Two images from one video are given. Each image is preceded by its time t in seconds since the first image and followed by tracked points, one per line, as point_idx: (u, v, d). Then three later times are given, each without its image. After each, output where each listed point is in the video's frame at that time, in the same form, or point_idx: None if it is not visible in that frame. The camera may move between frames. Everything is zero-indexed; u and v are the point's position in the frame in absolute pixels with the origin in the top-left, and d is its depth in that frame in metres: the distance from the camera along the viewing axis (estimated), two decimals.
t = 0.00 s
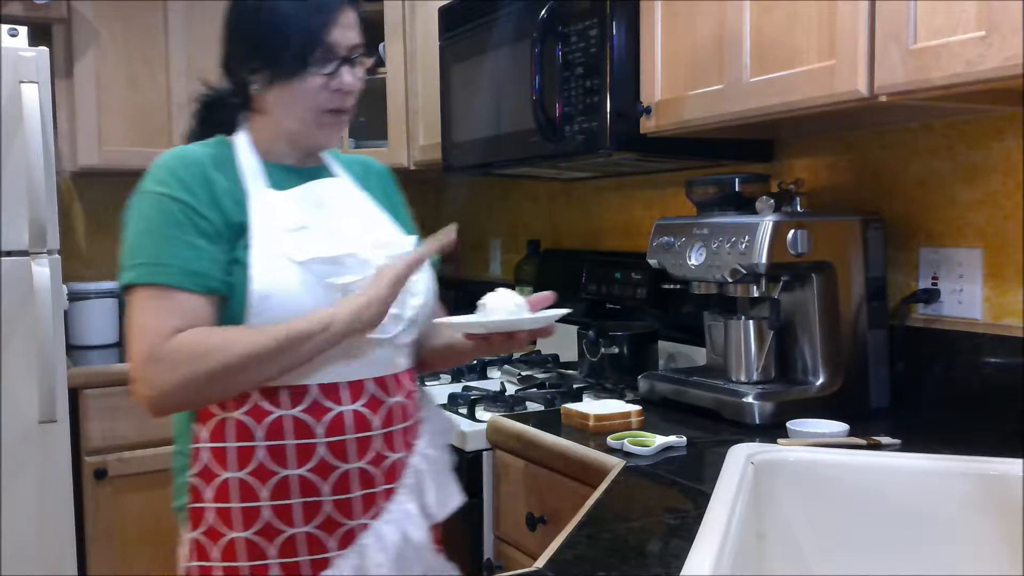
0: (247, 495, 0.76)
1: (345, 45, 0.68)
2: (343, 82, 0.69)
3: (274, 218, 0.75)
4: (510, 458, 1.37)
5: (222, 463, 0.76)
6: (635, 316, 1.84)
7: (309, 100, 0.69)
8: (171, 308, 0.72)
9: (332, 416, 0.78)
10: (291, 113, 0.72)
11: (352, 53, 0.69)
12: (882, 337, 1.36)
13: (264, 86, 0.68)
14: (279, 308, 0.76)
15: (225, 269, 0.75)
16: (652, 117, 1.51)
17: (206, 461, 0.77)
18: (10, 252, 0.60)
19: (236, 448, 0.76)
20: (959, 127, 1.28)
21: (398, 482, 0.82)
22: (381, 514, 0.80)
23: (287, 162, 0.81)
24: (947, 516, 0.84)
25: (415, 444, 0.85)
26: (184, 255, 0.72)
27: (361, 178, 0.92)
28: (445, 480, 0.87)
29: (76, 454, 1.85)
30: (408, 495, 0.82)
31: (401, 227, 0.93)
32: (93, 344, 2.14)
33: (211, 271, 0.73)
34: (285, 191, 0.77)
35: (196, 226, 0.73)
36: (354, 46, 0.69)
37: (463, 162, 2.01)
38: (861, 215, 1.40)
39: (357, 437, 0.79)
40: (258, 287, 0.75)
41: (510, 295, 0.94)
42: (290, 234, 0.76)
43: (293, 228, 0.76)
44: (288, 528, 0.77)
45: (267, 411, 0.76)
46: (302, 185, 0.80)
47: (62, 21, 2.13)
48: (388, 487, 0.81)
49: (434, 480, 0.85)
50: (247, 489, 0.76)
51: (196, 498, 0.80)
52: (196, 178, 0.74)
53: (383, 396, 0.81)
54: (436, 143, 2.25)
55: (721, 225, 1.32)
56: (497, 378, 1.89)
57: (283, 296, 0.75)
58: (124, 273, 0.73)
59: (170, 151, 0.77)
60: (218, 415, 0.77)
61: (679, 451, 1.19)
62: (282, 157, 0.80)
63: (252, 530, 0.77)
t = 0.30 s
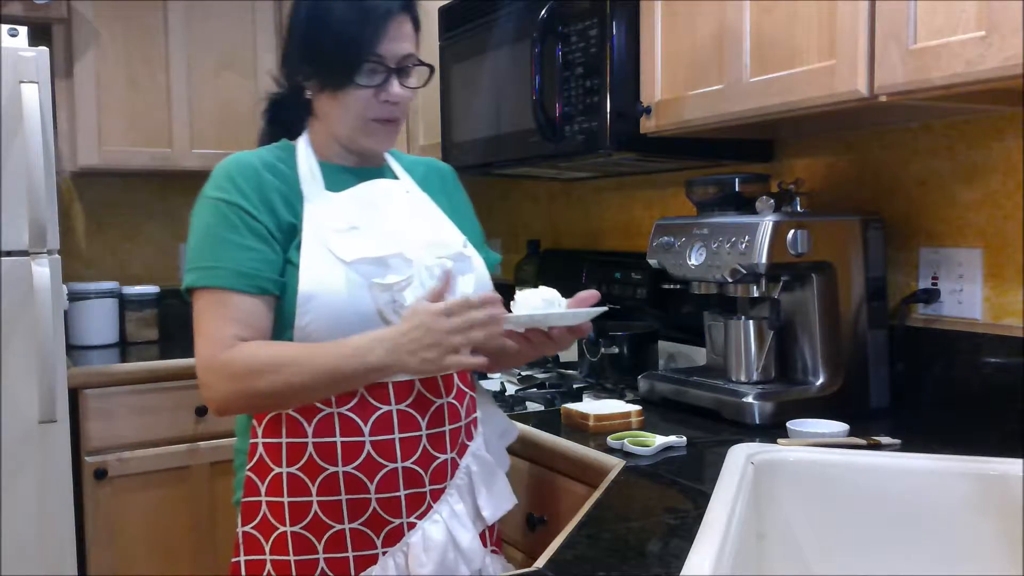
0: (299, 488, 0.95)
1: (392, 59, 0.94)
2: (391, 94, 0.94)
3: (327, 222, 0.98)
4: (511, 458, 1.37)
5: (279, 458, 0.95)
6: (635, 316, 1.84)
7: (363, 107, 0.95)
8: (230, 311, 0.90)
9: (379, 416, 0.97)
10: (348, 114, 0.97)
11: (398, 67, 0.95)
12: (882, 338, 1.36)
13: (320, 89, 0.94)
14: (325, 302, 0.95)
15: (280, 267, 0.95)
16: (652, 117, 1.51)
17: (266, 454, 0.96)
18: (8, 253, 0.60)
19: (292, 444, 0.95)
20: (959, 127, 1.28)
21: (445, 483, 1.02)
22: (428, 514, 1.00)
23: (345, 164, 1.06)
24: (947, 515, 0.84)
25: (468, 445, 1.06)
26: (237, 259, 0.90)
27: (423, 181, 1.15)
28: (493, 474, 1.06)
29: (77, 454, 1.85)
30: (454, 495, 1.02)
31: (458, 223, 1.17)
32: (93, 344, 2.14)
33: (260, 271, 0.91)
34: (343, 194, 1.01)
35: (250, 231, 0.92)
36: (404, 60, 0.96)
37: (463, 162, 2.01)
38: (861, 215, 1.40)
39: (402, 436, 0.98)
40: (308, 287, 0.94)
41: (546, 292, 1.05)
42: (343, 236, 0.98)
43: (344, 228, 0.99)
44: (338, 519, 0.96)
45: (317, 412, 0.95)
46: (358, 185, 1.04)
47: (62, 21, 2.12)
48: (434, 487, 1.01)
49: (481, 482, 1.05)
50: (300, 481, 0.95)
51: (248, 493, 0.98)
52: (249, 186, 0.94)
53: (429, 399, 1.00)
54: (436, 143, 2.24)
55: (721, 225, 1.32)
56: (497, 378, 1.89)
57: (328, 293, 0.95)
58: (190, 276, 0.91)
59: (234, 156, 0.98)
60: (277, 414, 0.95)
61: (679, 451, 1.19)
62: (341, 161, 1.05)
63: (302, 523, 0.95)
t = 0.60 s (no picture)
0: (303, 482, 0.97)
1: (420, 59, 0.95)
2: (415, 94, 0.95)
3: (341, 222, 0.99)
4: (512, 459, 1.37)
5: (285, 451, 0.97)
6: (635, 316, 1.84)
7: (387, 106, 0.96)
8: (239, 307, 0.92)
9: (383, 417, 0.97)
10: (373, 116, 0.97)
11: (426, 68, 0.95)
12: (882, 337, 1.36)
13: (345, 88, 0.95)
14: (333, 302, 0.95)
15: (293, 267, 0.97)
16: (652, 117, 1.51)
17: (274, 445, 0.99)
18: (6, 253, 0.60)
19: (299, 438, 0.97)
20: (959, 127, 1.28)
21: (447, 487, 1.03)
22: (426, 516, 1.01)
23: (371, 164, 1.07)
24: (947, 515, 0.84)
25: (474, 449, 1.07)
26: (249, 256, 0.92)
27: (448, 185, 1.15)
28: (497, 481, 1.08)
29: (77, 454, 1.85)
30: (455, 499, 1.03)
31: (481, 228, 1.16)
32: (92, 344, 2.14)
33: (270, 270, 0.93)
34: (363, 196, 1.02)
35: (264, 229, 0.94)
36: (431, 61, 0.96)
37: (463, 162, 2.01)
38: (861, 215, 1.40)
39: (405, 438, 0.99)
40: (317, 286, 0.95)
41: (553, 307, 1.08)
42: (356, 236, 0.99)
43: (358, 229, 0.99)
44: (338, 517, 0.98)
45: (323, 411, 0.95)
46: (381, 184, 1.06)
47: (61, 21, 2.13)
48: (435, 489, 1.02)
49: (485, 486, 1.06)
50: (303, 475, 0.97)
51: (258, 480, 1.01)
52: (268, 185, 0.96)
53: (438, 402, 1.01)
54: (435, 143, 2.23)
55: (721, 225, 1.32)
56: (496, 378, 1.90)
57: (336, 293, 0.95)
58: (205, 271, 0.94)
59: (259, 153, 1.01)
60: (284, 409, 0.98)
61: (679, 451, 1.19)
62: (368, 160, 1.07)
63: (303, 516, 0.98)
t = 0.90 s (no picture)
0: (289, 481, 0.98)
1: (414, 64, 0.94)
2: (409, 98, 0.95)
3: (331, 223, 0.99)
4: (512, 459, 1.37)
5: (273, 450, 0.99)
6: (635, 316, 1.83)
7: (380, 108, 0.96)
8: (232, 308, 0.93)
9: (368, 418, 0.97)
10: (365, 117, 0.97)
11: (419, 73, 0.95)
12: (882, 337, 1.36)
13: (339, 90, 0.95)
14: (321, 303, 0.96)
15: (285, 267, 0.97)
16: (652, 117, 1.51)
17: (262, 444, 1.00)
18: (6, 252, 0.60)
19: (286, 437, 0.98)
20: (959, 126, 1.28)
21: (433, 487, 1.03)
22: (411, 515, 1.01)
23: (367, 167, 1.08)
24: (947, 515, 0.84)
25: (460, 449, 1.06)
26: (243, 257, 0.93)
27: (440, 189, 1.15)
28: (484, 479, 1.07)
29: (77, 454, 1.85)
30: (441, 498, 1.03)
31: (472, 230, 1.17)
32: (92, 344, 2.14)
33: (263, 270, 0.94)
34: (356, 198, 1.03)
35: (257, 229, 0.95)
36: (425, 65, 0.95)
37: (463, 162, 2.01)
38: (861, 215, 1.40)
39: (390, 439, 0.99)
40: (306, 287, 0.95)
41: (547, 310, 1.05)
42: (346, 238, 0.99)
43: (348, 232, 0.99)
44: (323, 515, 0.98)
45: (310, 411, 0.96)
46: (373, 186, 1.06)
47: (61, 21, 2.13)
48: (420, 488, 1.02)
49: (472, 486, 1.05)
50: (290, 473, 0.98)
51: (248, 477, 1.03)
52: (261, 185, 0.97)
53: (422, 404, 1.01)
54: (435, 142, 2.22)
55: (721, 225, 1.32)
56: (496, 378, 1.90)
57: (324, 294, 0.96)
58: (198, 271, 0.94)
59: (254, 153, 1.01)
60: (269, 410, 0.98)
61: (679, 451, 1.19)
62: (363, 163, 1.08)
63: (291, 513, 0.99)
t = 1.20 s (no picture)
0: (265, 479, 1.00)
1: (382, 70, 0.94)
2: (376, 103, 0.95)
3: (294, 228, 1.00)
4: (512, 458, 1.37)
5: (248, 449, 1.01)
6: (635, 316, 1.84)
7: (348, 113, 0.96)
8: (201, 314, 0.95)
9: (337, 417, 0.99)
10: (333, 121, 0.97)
11: (388, 79, 0.95)
12: (882, 337, 1.36)
13: (308, 93, 0.94)
14: (283, 307, 0.97)
15: (250, 272, 0.99)
16: (652, 117, 1.51)
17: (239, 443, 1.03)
18: (6, 250, 0.60)
19: (260, 437, 1.00)
20: (959, 126, 1.28)
21: (404, 482, 1.04)
22: (383, 510, 1.03)
23: (331, 167, 1.09)
24: (947, 516, 0.84)
25: (431, 444, 1.07)
26: (208, 263, 0.94)
27: (407, 187, 1.16)
28: (456, 473, 1.08)
29: (77, 454, 1.85)
30: (412, 493, 1.04)
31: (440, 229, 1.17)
32: (92, 344, 2.14)
33: (228, 276, 0.95)
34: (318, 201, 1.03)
35: (222, 236, 0.97)
36: (393, 71, 0.95)
37: (463, 162, 2.01)
38: (861, 214, 1.40)
39: (359, 438, 1.00)
40: (267, 292, 0.97)
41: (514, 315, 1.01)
42: (307, 242, 1.00)
43: (310, 235, 1.00)
44: (297, 511, 1.00)
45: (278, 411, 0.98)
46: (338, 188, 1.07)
47: (62, 21, 2.13)
48: (390, 485, 1.03)
49: (445, 480, 1.07)
50: (265, 472, 1.00)
51: (229, 476, 1.05)
52: (225, 191, 0.98)
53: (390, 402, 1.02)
54: (436, 142, 2.21)
55: (721, 225, 1.32)
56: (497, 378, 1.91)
57: (286, 298, 0.97)
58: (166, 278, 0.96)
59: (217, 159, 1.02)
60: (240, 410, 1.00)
61: (679, 451, 1.19)
62: (328, 165, 1.08)
63: (266, 511, 1.01)
